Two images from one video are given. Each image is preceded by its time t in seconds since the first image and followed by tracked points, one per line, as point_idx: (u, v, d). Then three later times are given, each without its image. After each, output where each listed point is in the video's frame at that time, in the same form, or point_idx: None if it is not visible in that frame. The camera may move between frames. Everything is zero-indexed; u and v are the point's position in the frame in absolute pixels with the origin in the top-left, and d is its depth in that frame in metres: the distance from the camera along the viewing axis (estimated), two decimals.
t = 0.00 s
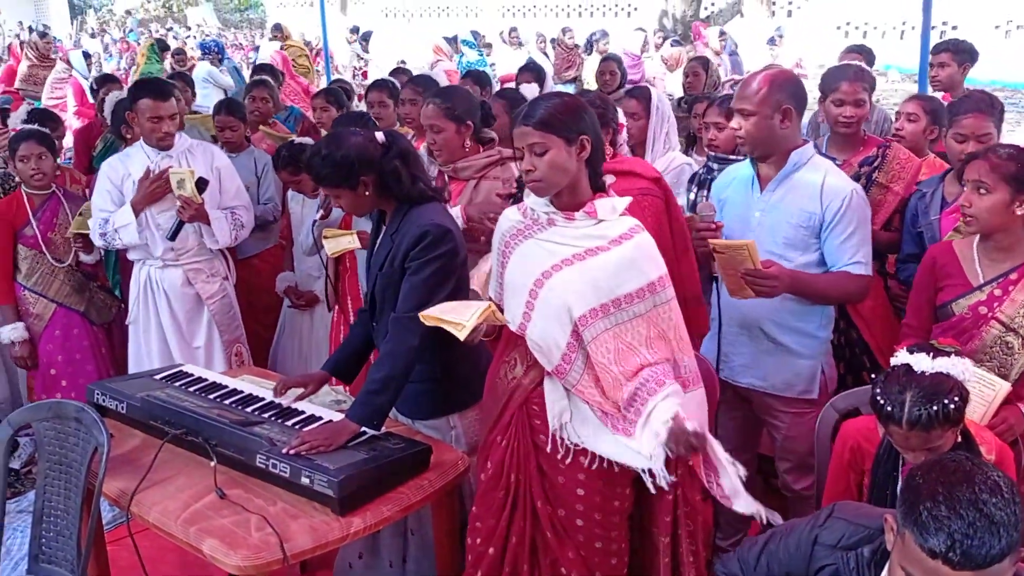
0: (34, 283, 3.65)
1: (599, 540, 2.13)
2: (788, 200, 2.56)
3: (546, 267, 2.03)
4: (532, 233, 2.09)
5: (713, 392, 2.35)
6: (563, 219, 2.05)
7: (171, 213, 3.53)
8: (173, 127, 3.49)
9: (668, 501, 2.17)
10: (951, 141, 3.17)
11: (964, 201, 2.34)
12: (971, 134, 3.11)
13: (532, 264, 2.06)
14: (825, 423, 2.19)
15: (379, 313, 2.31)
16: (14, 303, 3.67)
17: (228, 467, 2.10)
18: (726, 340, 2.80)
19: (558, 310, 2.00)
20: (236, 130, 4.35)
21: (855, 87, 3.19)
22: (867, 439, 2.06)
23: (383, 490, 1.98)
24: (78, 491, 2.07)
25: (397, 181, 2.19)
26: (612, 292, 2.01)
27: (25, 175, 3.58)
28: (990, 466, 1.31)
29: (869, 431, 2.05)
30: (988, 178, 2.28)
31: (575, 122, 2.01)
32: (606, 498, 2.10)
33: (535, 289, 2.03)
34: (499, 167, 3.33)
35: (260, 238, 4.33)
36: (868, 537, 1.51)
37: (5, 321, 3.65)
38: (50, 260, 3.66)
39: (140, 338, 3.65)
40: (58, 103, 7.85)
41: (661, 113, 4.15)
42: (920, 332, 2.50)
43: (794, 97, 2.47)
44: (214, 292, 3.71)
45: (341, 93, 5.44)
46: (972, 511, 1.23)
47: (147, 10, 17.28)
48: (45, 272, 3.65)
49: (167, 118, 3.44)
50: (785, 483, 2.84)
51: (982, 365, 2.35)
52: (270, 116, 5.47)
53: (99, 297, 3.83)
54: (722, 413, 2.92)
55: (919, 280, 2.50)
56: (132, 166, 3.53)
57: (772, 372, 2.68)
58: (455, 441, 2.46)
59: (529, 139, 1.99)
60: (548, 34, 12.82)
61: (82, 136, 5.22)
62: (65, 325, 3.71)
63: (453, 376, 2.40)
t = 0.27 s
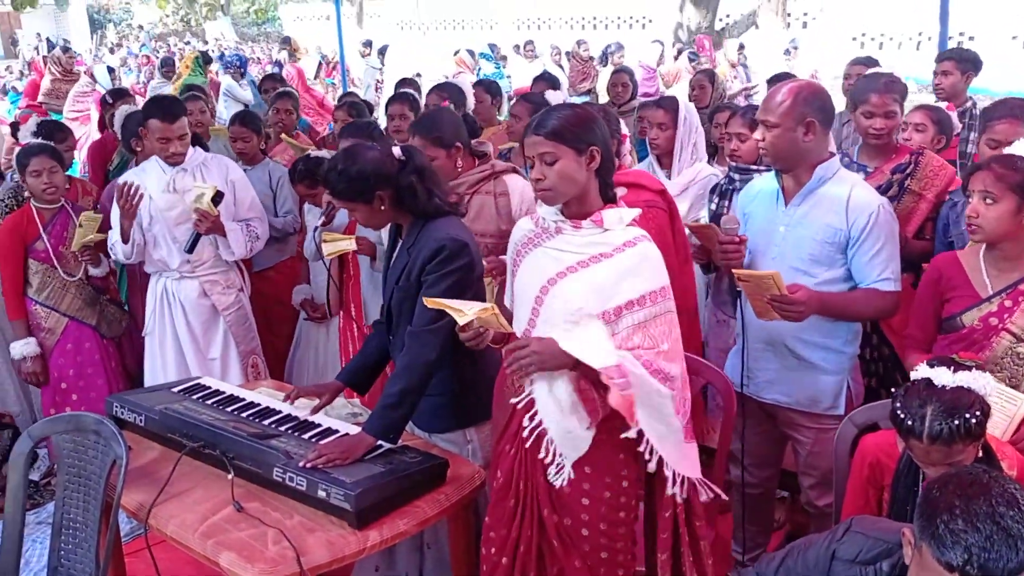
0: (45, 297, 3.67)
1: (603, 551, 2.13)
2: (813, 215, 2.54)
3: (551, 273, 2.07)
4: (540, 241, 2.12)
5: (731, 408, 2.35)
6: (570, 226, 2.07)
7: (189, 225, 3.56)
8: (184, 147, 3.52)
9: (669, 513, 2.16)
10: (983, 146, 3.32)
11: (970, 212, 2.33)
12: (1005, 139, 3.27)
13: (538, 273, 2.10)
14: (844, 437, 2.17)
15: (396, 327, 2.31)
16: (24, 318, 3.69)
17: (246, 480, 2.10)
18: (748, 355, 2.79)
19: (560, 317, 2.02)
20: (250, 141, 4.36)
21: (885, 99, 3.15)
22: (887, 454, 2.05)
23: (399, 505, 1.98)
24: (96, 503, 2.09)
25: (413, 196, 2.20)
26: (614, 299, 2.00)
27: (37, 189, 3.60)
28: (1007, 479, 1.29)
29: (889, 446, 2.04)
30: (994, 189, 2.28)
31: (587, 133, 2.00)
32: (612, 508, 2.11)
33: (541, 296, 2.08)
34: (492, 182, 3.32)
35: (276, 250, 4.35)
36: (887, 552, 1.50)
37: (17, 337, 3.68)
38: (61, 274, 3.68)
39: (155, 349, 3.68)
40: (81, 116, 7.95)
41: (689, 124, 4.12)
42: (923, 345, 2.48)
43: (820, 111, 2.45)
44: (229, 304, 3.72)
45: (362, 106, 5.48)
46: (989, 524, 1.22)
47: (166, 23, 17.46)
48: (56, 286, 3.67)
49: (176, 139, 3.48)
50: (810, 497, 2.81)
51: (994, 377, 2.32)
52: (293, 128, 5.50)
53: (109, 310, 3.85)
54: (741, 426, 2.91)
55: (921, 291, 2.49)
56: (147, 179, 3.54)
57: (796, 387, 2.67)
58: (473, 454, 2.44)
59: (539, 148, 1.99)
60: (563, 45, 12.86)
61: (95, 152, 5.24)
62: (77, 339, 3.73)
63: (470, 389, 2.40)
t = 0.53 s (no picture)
0: (57, 315, 3.68)
1: (600, 568, 2.11)
2: (828, 230, 2.53)
3: (551, 283, 2.07)
4: (542, 253, 2.12)
5: (744, 420, 2.33)
6: (570, 237, 2.06)
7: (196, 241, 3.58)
8: (191, 165, 3.52)
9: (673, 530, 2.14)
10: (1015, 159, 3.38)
11: (975, 227, 2.33)
12: None
13: (539, 285, 2.10)
14: (858, 451, 2.16)
15: (408, 341, 2.31)
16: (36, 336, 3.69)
17: (258, 495, 2.10)
18: (766, 371, 2.78)
19: (559, 329, 2.03)
20: (259, 157, 4.38)
21: (917, 122, 3.09)
22: (903, 469, 2.04)
23: (411, 520, 1.97)
24: (109, 519, 2.09)
25: (424, 211, 2.19)
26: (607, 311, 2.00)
27: (50, 208, 3.61)
28: None
29: (905, 461, 2.04)
30: (1000, 205, 2.27)
31: (585, 147, 2.00)
32: (609, 523, 2.08)
33: (541, 306, 2.08)
34: (485, 198, 3.30)
35: (288, 263, 4.36)
36: (904, 570, 1.48)
37: (30, 358, 3.65)
38: (72, 291, 3.70)
39: (167, 363, 3.70)
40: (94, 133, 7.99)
41: (714, 143, 4.13)
42: (931, 360, 2.45)
43: (835, 124, 2.45)
44: (241, 317, 3.73)
45: (376, 121, 5.50)
46: (1009, 541, 1.20)
47: (179, 38, 17.58)
48: (67, 304, 3.68)
49: (184, 157, 3.49)
50: (826, 513, 2.78)
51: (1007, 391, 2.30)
52: (312, 145, 5.51)
53: (118, 327, 3.89)
54: (762, 444, 2.88)
55: (927, 306, 2.46)
56: (156, 197, 3.55)
57: (811, 402, 2.66)
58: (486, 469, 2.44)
59: (539, 161, 1.99)
60: (573, 58, 12.89)
61: (108, 167, 5.28)
62: (89, 355, 3.75)
63: (482, 404, 2.39)
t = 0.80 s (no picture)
0: (62, 330, 3.67)
1: None
2: (830, 242, 2.54)
3: (551, 293, 2.08)
4: (541, 265, 2.12)
5: (749, 432, 2.33)
6: (569, 249, 2.06)
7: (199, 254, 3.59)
8: (196, 180, 3.52)
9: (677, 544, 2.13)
10: None
11: (977, 240, 2.33)
12: None
13: (537, 296, 2.11)
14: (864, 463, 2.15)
15: (410, 354, 2.31)
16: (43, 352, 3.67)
17: (262, 509, 2.09)
18: (769, 383, 2.79)
19: (558, 337, 2.05)
20: (260, 170, 4.39)
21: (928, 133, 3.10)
22: (910, 481, 2.03)
23: (415, 534, 1.96)
24: (113, 534, 2.09)
25: (425, 225, 2.19)
26: (607, 319, 2.01)
27: (51, 222, 3.62)
28: None
29: (911, 474, 2.02)
30: (1000, 218, 2.27)
31: (586, 160, 2.01)
32: (613, 534, 2.07)
33: (540, 317, 2.09)
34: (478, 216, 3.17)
35: (291, 276, 4.36)
36: None
37: (39, 372, 3.64)
38: (76, 305, 3.70)
39: (173, 377, 3.70)
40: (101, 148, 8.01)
41: (721, 154, 4.14)
42: (937, 372, 2.45)
43: (836, 136, 2.45)
44: (247, 328, 3.73)
45: (378, 133, 5.51)
46: (1017, 553, 1.19)
47: (183, 53, 17.65)
48: (72, 319, 3.69)
49: (189, 173, 3.48)
50: (831, 526, 2.77)
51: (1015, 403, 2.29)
52: (318, 158, 5.54)
53: (123, 338, 3.91)
54: (762, 454, 2.89)
55: (932, 316, 2.47)
56: (158, 211, 3.56)
57: (814, 416, 2.65)
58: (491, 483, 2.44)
59: (542, 175, 1.99)
60: (575, 71, 12.92)
61: (112, 181, 5.30)
62: (97, 368, 3.76)
63: (487, 417, 2.39)
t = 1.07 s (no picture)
0: (69, 338, 3.69)
1: None
2: (834, 251, 2.53)
3: (557, 306, 2.08)
4: (546, 277, 2.13)
5: (755, 442, 2.32)
6: (574, 259, 2.07)
7: (207, 263, 3.59)
8: (207, 189, 3.55)
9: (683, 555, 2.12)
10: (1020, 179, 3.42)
11: (992, 248, 2.32)
12: None
13: (544, 308, 2.10)
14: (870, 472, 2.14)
15: (414, 363, 2.31)
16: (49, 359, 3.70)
17: (268, 518, 2.09)
18: (771, 394, 2.78)
19: (569, 347, 2.04)
20: (264, 180, 4.42)
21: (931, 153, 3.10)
22: (915, 491, 2.02)
23: (421, 543, 1.96)
24: (118, 542, 2.09)
25: (428, 234, 2.20)
26: (618, 329, 2.00)
27: (61, 233, 3.64)
28: None
29: (916, 484, 2.02)
30: (1017, 226, 2.26)
31: (595, 171, 2.02)
32: (620, 547, 2.04)
33: (547, 329, 2.08)
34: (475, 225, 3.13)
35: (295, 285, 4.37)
36: None
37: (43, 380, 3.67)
38: (83, 314, 3.71)
39: (179, 385, 3.70)
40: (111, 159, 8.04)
41: (721, 165, 4.20)
42: (952, 380, 2.44)
43: (838, 145, 2.45)
44: (252, 339, 3.74)
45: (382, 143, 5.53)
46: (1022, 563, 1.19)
47: (190, 65, 17.72)
48: (80, 326, 3.70)
49: (201, 181, 3.51)
50: (836, 537, 2.76)
51: None
52: (320, 169, 5.56)
53: (131, 348, 3.91)
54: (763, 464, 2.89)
55: (947, 326, 2.47)
56: (170, 220, 3.57)
57: (818, 425, 2.64)
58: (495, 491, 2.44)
59: (554, 185, 1.99)
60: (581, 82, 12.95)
61: (120, 190, 5.33)
62: (102, 378, 3.76)
63: (491, 427, 2.39)
